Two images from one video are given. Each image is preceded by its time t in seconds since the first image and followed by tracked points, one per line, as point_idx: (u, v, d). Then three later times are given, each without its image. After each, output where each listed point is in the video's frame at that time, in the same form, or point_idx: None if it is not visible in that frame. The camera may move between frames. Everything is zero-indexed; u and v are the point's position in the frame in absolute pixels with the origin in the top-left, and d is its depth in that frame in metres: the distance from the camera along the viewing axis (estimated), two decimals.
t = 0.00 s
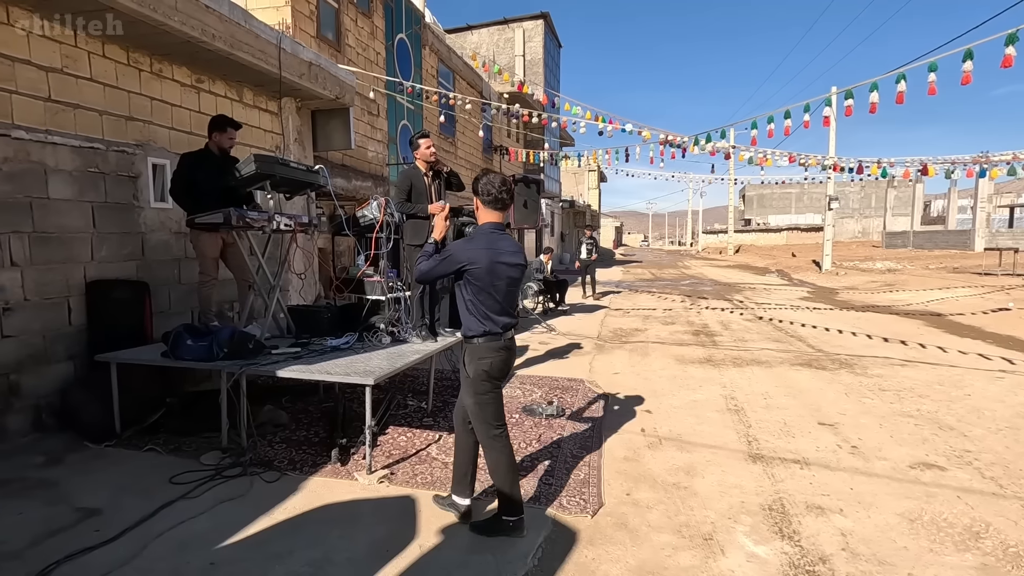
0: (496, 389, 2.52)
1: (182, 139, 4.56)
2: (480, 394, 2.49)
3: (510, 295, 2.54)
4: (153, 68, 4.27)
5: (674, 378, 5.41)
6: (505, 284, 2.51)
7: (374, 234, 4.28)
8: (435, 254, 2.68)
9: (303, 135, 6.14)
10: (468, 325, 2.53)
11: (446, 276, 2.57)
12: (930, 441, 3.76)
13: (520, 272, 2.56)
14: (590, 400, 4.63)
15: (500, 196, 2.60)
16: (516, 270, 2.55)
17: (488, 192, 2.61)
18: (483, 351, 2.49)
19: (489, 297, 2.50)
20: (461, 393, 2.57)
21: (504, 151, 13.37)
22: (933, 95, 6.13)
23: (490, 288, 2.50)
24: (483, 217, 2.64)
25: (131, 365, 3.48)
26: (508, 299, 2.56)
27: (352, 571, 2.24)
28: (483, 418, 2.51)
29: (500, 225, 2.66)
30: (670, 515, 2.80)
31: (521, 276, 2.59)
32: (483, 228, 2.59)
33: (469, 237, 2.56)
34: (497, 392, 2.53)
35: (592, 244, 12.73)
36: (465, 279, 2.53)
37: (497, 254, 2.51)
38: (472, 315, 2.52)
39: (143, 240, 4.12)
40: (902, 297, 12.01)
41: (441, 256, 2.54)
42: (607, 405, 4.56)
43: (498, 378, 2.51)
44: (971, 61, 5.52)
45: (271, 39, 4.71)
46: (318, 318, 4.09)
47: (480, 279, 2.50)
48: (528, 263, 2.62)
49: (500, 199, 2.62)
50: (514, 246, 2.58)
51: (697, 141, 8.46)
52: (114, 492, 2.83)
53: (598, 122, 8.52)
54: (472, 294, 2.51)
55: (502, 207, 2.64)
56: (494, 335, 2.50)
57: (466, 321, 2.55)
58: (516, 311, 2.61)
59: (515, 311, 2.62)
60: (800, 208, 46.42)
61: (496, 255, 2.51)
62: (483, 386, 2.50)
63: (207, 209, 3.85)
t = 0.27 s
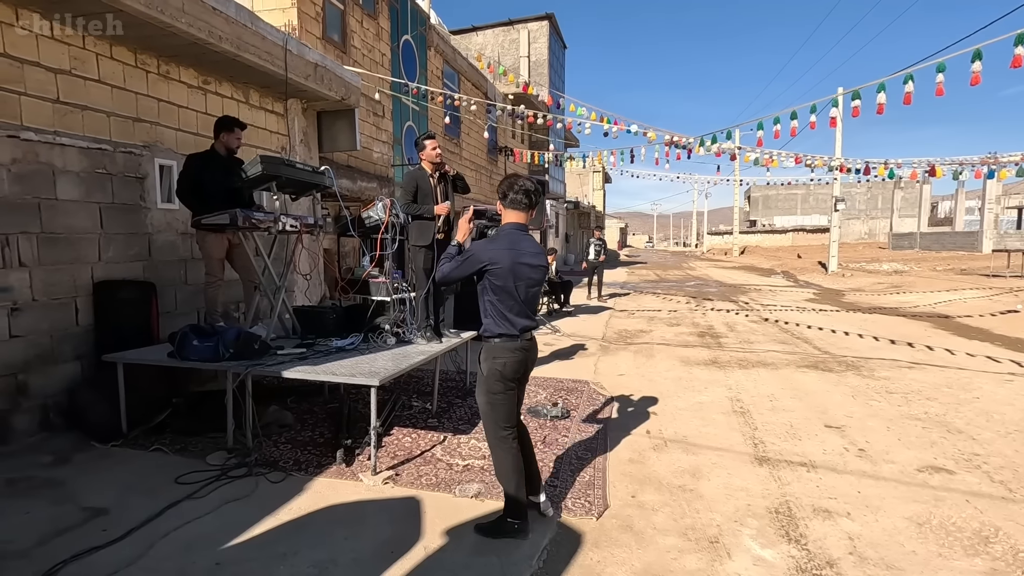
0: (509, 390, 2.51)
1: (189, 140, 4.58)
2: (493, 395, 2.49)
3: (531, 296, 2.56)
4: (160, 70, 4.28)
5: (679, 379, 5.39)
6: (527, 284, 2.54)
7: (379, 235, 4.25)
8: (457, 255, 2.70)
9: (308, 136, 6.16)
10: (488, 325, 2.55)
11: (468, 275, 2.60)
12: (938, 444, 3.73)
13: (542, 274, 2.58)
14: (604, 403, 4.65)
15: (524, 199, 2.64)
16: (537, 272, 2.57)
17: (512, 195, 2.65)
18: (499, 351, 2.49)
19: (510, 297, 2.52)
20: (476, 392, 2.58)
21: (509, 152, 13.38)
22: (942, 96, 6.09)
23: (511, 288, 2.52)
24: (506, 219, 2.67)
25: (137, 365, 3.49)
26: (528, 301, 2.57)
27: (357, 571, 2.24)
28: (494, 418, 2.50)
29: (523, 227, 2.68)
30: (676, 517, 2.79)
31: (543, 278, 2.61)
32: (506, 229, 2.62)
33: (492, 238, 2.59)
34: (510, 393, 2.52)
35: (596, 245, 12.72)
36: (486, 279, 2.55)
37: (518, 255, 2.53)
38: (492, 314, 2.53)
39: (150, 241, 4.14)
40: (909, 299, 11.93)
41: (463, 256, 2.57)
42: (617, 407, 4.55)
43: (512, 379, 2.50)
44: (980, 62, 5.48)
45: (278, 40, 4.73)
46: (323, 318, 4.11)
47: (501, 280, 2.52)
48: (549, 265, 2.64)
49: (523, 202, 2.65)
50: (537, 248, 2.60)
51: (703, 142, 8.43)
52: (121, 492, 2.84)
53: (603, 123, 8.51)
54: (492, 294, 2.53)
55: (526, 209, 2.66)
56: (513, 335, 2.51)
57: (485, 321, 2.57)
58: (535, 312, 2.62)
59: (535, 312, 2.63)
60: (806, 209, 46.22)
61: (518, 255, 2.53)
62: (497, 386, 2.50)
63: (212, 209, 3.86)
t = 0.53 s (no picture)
0: (529, 391, 2.51)
1: (195, 142, 4.60)
2: (512, 393, 2.49)
3: (558, 298, 2.56)
4: (167, 72, 4.31)
5: (684, 381, 5.38)
6: (554, 287, 2.53)
7: (385, 236, 4.28)
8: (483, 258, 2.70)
9: (314, 137, 6.18)
10: (515, 327, 2.55)
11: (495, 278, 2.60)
12: (945, 447, 3.70)
13: (569, 276, 2.57)
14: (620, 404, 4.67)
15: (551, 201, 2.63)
16: (565, 275, 2.56)
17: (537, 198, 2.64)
18: (524, 351, 2.50)
19: (536, 300, 2.51)
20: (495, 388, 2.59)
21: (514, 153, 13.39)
22: (949, 97, 6.05)
23: (537, 290, 2.52)
24: (532, 221, 2.67)
25: (143, 365, 3.50)
26: (556, 303, 2.57)
27: (362, 572, 2.24)
28: (506, 416, 2.51)
29: (549, 230, 2.68)
30: (681, 520, 2.77)
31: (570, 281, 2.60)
32: (532, 232, 2.62)
33: (519, 241, 2.59)
34: (528, 394, 2.51)
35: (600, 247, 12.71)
36: (513, 282, 2.55)
37: (545, 257, 2.53)
38: (520, 317, 2.53)
39: (156, 241, 4.16)
40: (916, 301, 11.85)
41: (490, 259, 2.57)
42: (623, 409, 4.53)
43: (534, 379, 2.50)
44: (988, 62, 5.45)
45: (284, 42, 4.75)
46: (329, 319, 4.12)
47: (528, 281, 2.51)
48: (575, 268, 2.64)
49: (550, 205, 2.65)
50: (564, 250, 2.60)
51: (708, 143, 8.40)
52: (127, 492, 2.85)
53: (607, 124, 8.50)
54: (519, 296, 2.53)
55: (552, 212, 2.66)
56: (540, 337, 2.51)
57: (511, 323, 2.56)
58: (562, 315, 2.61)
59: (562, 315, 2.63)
60: (811, 211, 46.03)
61: (545, 258, 2.53)
62: (517, 385, 2.50)
63: (218, 210, 3.88)
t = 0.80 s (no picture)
0: (559, 393, 2.52)
1: (202, 143, 4.62)
2: (542, 394, 2.50)
3: (593, 303, 2.57)
4: (174, 73, 4.33)
5: (688, 383, 5.36)
6: (589, 291, 2.54)
7: (390, 236, 4.30)
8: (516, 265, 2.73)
9: (319, 138, 6.20)
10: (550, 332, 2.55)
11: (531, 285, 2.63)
12: (953, 450, 3.68)
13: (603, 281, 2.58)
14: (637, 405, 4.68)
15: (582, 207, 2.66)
16: (599, 279, 2.58)
17: (568, 204, 2.68)
18: (558, 354, 2.51)
19: (572, 305, 2.53)
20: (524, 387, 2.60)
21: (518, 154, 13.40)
22: (956, 97, 6.02)
23: (573, 295, 2.54)
24: (563, 228, 2.70)
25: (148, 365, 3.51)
26: (591, 308, 2.57)
27: (367, 572, 2.24)
28: (530, 413, 2.51)
29: (581, 236, 2.71)
30: (686, 522, 2.76)
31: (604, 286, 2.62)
32: (565, 238, 2.66)
33: (552, 247, 2.63)
34: (557, 396, 2.51)
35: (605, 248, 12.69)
36: (548, 287, 2.57)
37: (580, 263, 2.55)
38: (555, 321, 2.54)
39: (163, 242, 4.18)
40: (923, 303, 11.78)
41: (525, 266, 2.60)
42: (627, 410, 4.52)
43: (566, 381, 2.52)
44: (996, 63, 5.42)
45: (289, 43, 4.77)
46: (333, 319, 4.12)
47: (563, 286, 2.54)
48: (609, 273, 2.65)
49: (581, 211, 2.68)
50: (597, 255, 2.62)
51: (713, 144, 8.39)
52: (133, 491, 2.87)
53: (612, 125, 8.49)
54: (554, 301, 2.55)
55: (583, 217, 2.69)
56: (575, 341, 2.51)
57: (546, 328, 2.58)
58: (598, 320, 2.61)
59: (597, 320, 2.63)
60: (817, 212, 45.85)
61: (579, 263, 2.55)
62: (547, 386, 2.51)
63: (223, 211, 3.89)
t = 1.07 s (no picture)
0: (585, 394, 2.51)
1: (208, 144, 4.64)
2: (569, 395, 2.49)
3: (622, 305, 2.56)
4: (181, 75, 4.36)
5: (693, 384, 5.34)
6: (618, 293, 2.54)
7: (395, 238, 4.31)
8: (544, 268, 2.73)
9: (324, 139, 6.22)
10: (578, 333, 2.54)
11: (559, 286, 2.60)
12: (960, 453, 3.66)
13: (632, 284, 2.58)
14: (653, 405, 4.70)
15: (611, 209, 2.66)
16: (628, 282, 2.58)
17: (596, 206, 2.67)
18: (586, 355, 2.50)
19: (603, 307, 2.51)
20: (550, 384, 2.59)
21: (522, 155, 13.41)
22: (963, 98, 5.99)
23: (604, 297, 2.52)
24: (592, 229, 2.69)
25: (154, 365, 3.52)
26: (618, 310, 2.57)
27: (372, 572, 2.25)
28: (552, 411, 2.51)
29: (609, 238, 2.70)
30: (691, 524, 2.76)
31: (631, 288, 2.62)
32: (594, 239, 2.64)
33: (581, 248, 2.61)
34: (582, 396, 2.51)
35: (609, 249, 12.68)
36: (578, 289, 2.56)
37: (610, 264, 2.55)
38: (584, 323, 2.53)
39: (169, 243, 4.20)
40: (929, 305, 11.72)
41: (555, 268, 2.58)
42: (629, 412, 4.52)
43: (594, 382, 2.51)
44: (1004, 63, 5.38)
45: (295, 45, 4.79)
46: (338, 320, 4.13)
47: (595, 288, 2.52)
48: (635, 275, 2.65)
49: (609, 212, 2.67)
50: (626, 258, 2.62)
51: (718, 145, 8.36)
52: (140, 491, 2.88)
53: (617, 126, 8.48)
54: (584, 303, 2.53)
55: (612, 220, 2.68)
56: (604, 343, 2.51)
57: (576, 330, 2.56)
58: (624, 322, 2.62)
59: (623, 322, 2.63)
60: (822, 213, 45.67)
61: (609, 265, 2.54)
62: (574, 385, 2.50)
63: (229, 212, 3.91)
